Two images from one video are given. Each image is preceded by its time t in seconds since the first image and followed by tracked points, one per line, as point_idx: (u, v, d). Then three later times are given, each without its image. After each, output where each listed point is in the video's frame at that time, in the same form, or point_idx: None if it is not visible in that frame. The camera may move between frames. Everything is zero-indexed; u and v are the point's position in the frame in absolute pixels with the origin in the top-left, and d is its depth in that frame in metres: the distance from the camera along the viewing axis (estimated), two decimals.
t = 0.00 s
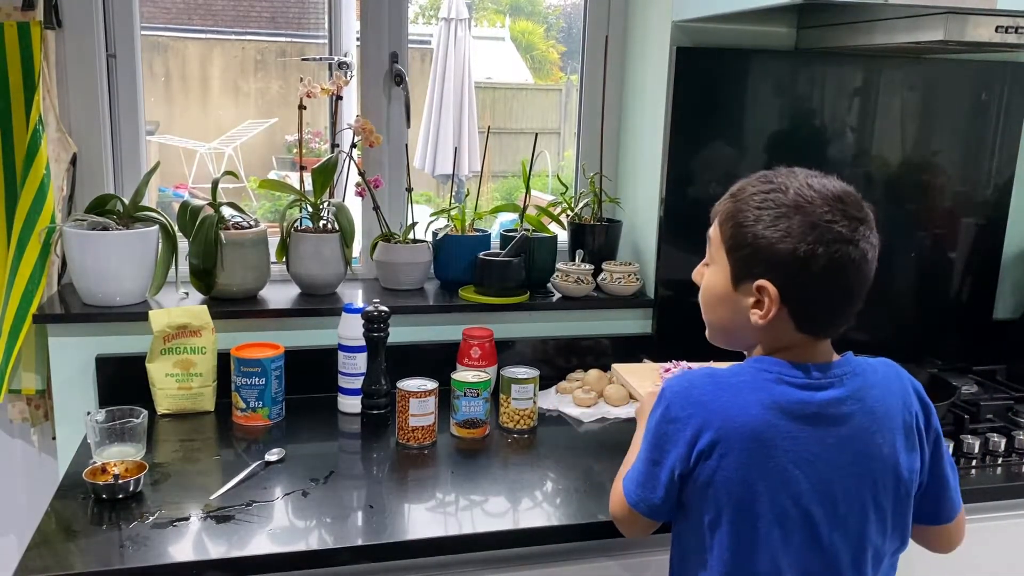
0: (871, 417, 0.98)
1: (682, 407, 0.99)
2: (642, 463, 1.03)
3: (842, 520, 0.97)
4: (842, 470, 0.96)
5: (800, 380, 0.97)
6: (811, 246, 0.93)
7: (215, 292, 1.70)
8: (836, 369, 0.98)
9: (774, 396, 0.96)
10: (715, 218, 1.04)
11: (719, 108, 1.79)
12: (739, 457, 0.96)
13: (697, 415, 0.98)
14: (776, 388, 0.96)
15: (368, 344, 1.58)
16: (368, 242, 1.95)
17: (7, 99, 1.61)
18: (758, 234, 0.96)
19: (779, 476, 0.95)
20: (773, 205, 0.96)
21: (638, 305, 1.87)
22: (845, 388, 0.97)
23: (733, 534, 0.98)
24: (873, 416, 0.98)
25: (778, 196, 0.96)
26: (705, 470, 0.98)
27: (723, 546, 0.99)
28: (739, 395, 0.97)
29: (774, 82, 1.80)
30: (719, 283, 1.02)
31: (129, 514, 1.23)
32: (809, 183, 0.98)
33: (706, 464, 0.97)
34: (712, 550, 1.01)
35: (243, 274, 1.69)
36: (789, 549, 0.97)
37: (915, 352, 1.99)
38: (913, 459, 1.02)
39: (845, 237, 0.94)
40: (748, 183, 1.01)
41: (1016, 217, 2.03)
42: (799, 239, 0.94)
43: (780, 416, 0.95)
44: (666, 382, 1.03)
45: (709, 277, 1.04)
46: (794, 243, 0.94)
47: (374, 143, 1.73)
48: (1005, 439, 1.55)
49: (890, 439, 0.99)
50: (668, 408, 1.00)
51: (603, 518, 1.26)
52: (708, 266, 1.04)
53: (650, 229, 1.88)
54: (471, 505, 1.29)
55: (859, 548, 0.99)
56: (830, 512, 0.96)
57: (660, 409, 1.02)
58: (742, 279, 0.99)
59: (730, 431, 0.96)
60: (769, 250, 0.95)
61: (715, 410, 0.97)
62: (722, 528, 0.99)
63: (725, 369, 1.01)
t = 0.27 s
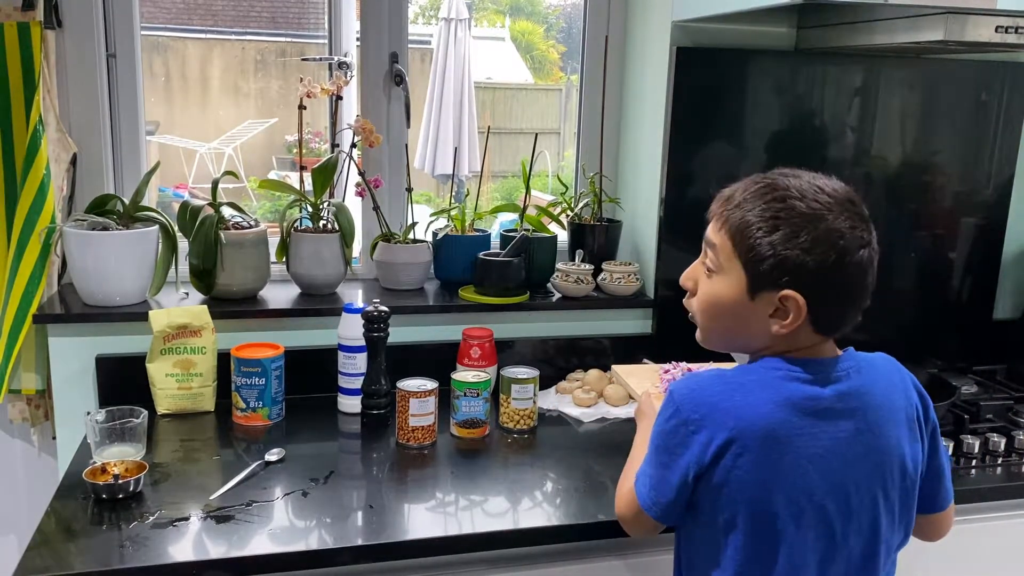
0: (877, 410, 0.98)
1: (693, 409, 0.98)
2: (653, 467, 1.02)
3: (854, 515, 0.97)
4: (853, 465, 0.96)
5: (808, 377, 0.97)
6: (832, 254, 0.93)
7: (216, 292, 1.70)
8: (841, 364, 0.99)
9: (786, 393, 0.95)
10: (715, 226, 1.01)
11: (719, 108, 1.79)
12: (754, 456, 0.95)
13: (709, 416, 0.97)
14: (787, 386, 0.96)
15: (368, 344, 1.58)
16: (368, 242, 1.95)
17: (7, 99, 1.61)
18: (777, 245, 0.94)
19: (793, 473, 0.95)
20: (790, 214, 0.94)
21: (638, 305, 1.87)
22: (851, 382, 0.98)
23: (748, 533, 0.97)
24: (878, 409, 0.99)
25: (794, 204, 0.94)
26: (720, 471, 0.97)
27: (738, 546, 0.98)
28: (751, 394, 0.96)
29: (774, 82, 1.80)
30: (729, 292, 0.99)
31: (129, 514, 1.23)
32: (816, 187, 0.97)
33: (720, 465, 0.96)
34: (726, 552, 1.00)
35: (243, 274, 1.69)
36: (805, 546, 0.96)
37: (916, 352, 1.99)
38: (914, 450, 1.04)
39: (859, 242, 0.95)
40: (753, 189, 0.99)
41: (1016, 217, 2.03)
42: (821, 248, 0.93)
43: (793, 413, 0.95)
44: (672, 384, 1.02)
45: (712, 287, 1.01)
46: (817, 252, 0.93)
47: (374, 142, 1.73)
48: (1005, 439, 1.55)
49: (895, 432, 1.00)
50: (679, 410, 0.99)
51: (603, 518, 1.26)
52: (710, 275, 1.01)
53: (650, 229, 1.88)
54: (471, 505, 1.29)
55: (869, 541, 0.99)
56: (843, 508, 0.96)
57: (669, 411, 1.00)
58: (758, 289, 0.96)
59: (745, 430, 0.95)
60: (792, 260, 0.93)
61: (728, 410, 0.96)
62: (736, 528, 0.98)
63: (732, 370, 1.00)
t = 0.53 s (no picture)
0: (880, 408, 0.99)
1: (698, 411, 0.98)
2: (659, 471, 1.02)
3: (861, 514, 0.97)
4: (858, 464, 0.96)
5: (811, 376, 0.97)
6: (834, 255, 0.93)
7: (216, 292, 1.70)
8: (843, 363, 0.99)
9: (790, 393, 0.96)
10: (715, 226, 1.01)
11: (719, 109, 1.80)
12: (760, 457, 0.95)
13: (715, 417, 0.97)
14: (791, 385, 0.96)
15: (368, 344, 1.58)
16: (368, 242, 1.95)
17: (7, 99, 1.61)
18: (780, 245, 0.94)
19: (800, 473, 0.95)
20: (792, 214, 0.94)
21: (638, 305, 1.87)
22: (853, 381, 0.98)
23: (756, 534, 0.97)
24: (881, 407, 0.99)
25: (795, 204, 0.95)
26: (726, 473, 0.96)
27: (746, 548, 0.98)
28: (756, 395, 0.96)
29: (774, 82, 1.80)
30: (732, 293, 0.99)
31: (129, 514, 1.23)
32: (817, 187, 0.97)
33: (727, 466, 0.96)
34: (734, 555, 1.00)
35: (243, 274, 1.69)
36: (813, 546, 0.96)
37: (916, 352, 1.99)
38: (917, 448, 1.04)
39: (861, 243, 0.95)
40: (754, 190, 0.99)
41: (1016, 217, 2.03)
42: (825, 248, 0.93)
43: (797, 413, 0.95)
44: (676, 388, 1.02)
45: (714, 288, 1.01)
46: (820, 252, 0.93)
47: (374, 142, 1.73)
48: (1005, 439, 1.55)
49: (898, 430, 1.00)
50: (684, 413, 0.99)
51: (603, 518, 1.26)
52: (712, 276, 1.01)
53: (650, 229, 1.88)
54: (471, 505, 1.29)
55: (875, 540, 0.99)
56: (849, 507, 0.96)
57: (674, 414, 1.00)
58: (761, 289, 0.96)
59: (750, 431, 0.95)
60: (795, 260, 0.93)
61: (733, 411, 0.96)
62: (744, 530, 0.98)
63: (735, 371, 1.00)
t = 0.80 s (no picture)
0: (886, 408, 0.99)
1: (703, 411, 0.98)
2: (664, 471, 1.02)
3: (865, 514, 0.97)
4: (863, 464, 0.96)
5: (816, 377, 0.97)
6: (836, 253, 0.93)
7: (216, 292, 1.70)
8: (848, 363, 0.99)
9: (795, 393, 0.96)
10: (720, 226, 1.02)
11: (719, 109, 1.80)
12: (765, 458, 0.95)
13: (720, 418, 0.97)
14: (796, 386, 0.96)
15: (368, 344, 1.58)
16: (368, 242, 1.95)
17: (7, 99, 1.61)
18: (782, 243, 0.94)
19: (805, 474, 0.95)
20: (794, 213, 0.95)
21: (638, 305, 1.87)
22: (858, 381, 0.98)
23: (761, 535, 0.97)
24: (887, 407, 0.99)
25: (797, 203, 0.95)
26: (732, 473, 0.96)
27: (751, 549, 0.98)
28: (761, 395, 0.96)
29: (774, 82, 1.80)
30: (736, 293, 0.99)
31: (129, 514, 1.23)
32: (821, 187, 0.97)
33: (732, 467, 0.96)
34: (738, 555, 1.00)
35: (243, 275, 1.69)
36: (818, 546, 0.96)
37: (916, 352, 1.99)
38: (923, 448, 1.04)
39: (864, 242, 0.95)
40: (758, 189, 0.99)
41: (1016, 217, 2.03)
42: (826, 246, 0.93)
43: (802, 413, 0.95)
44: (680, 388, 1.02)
45: (720, 287, 1.01)
46: (822, 250, 0.93)
47: (374, 142, 1.73)
48: (1005, 439, 1.55)
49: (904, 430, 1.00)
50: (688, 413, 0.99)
51: (603, 518, 1.26)
52: (718, 276, 1.01)
53: (650, 229, 1.88)
54: (471, 505, 1.29)
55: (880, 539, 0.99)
56: (854, 507, 0.97)
57: (678, 414, 1.00)
58: (764, 287, 0.96)
59: (755, 432, 0.95)
60: (796, 258, 0.93)
61: (738, 412, 0.96)
62: (749, 530, 0.98)
63: (740, 372, 1.00)
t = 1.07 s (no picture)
0: (892, 410, 0.99)
1: (708, 413, 0.98)
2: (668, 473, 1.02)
3: (871, 515, 0.97)
4: (869, 466, 0.96)
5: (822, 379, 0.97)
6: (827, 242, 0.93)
7: (216, 292, 1.70)
8: (854, 364, 0.99)
9: (800, 395, 0.96)
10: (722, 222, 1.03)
11: (719, 109, 1.80)
12: (770, 459, 0.95)
13: (725, 420, 0.97)
14: (802, 388, 0.96)
15: (368, 344, 1.58)
16: (368, 242, 1.95)
17: (7, 99, 1.61)
18: (772, 234, 0.95)
19: (810, 476, 0.95)
20: (785, 204, 0.95)
21: (638, 305, 1.87)
22: (865, 383, 0.98)
23: (765, 537, 0.97)
24: (893, 409, 0.99)
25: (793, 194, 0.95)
26: (736, 475, 0.97)
27: (757, 550, 0.98)
28: (766, 397, 0.96)
29: (774, 82, 1.80)
30: (736, 286, 1.00)
31: (129, 514, 1.23)
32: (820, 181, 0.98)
33: (737, 468, 0.96)
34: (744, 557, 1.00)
35: (243, 275, 1.69)
36: (823, 547, 0.96)
37: (915, 353, 1.99)
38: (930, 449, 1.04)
39: (858, 232, 0.94)
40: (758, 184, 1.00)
41: (1016, 217, 2.03)
42: (817, 235, 0.93)
43: (808, 415, 0.95)
44: (685, 390, 1.02)
45: (723, 282, 1.02)
46: (812, 240, 0.93)
47: (374, 143, 1.73)
48: (1005, 439, 1.55)
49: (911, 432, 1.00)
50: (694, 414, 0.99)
51: (603, 518, 1.26)
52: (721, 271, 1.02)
53: (650, 229, 1.88)
54: (471, 505, 1.29)
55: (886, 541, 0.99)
56: (859, 508, 0.97)
57: (683, 415, 1.01)
58: (760, 279, 0.97)
59: (760, 433, 0.95)
60: (789, 247, 0.93)
61: (743, 413, 0.96)
62: (754, 531, 0.98)
63: (746, 373, 1.00)
